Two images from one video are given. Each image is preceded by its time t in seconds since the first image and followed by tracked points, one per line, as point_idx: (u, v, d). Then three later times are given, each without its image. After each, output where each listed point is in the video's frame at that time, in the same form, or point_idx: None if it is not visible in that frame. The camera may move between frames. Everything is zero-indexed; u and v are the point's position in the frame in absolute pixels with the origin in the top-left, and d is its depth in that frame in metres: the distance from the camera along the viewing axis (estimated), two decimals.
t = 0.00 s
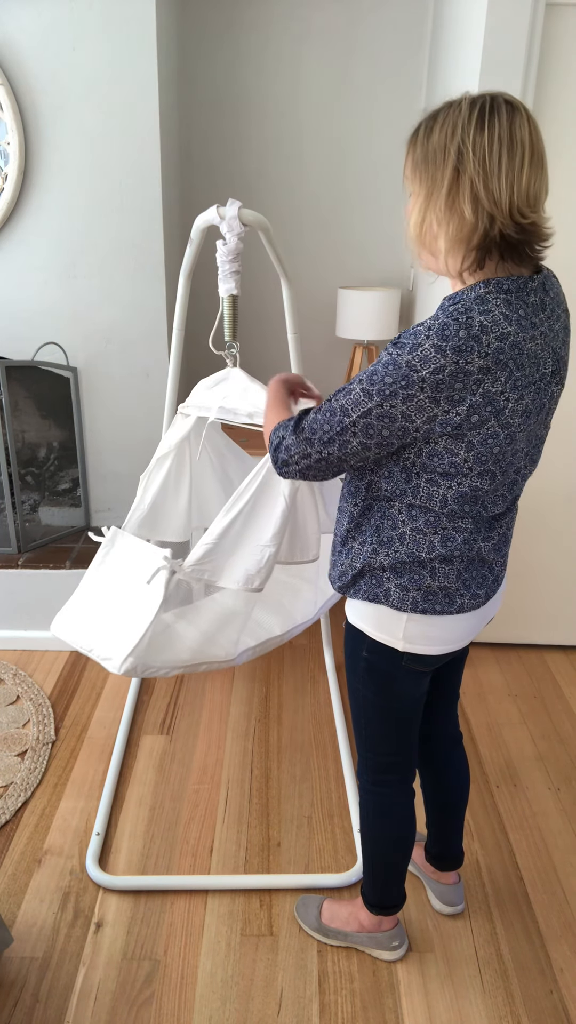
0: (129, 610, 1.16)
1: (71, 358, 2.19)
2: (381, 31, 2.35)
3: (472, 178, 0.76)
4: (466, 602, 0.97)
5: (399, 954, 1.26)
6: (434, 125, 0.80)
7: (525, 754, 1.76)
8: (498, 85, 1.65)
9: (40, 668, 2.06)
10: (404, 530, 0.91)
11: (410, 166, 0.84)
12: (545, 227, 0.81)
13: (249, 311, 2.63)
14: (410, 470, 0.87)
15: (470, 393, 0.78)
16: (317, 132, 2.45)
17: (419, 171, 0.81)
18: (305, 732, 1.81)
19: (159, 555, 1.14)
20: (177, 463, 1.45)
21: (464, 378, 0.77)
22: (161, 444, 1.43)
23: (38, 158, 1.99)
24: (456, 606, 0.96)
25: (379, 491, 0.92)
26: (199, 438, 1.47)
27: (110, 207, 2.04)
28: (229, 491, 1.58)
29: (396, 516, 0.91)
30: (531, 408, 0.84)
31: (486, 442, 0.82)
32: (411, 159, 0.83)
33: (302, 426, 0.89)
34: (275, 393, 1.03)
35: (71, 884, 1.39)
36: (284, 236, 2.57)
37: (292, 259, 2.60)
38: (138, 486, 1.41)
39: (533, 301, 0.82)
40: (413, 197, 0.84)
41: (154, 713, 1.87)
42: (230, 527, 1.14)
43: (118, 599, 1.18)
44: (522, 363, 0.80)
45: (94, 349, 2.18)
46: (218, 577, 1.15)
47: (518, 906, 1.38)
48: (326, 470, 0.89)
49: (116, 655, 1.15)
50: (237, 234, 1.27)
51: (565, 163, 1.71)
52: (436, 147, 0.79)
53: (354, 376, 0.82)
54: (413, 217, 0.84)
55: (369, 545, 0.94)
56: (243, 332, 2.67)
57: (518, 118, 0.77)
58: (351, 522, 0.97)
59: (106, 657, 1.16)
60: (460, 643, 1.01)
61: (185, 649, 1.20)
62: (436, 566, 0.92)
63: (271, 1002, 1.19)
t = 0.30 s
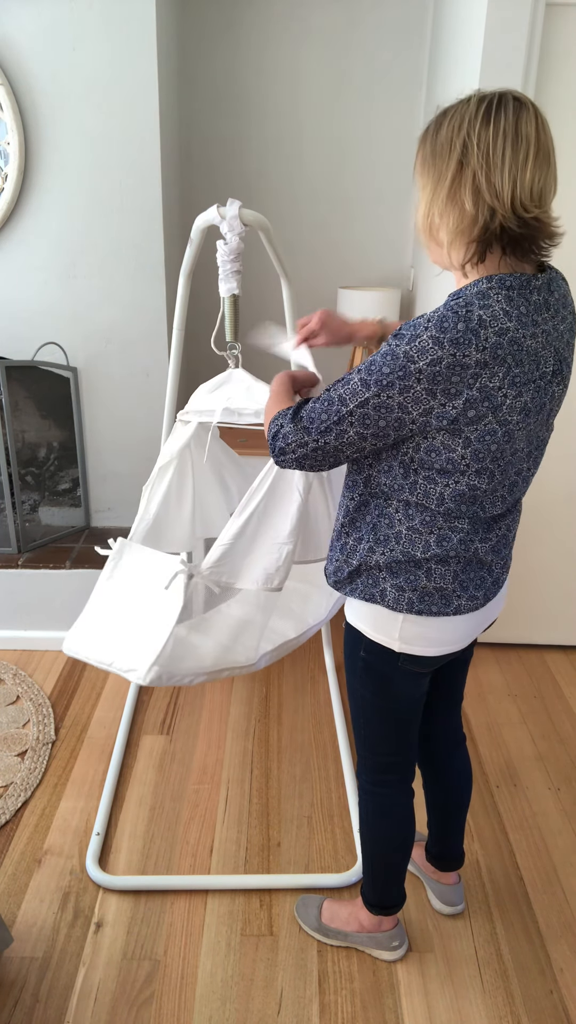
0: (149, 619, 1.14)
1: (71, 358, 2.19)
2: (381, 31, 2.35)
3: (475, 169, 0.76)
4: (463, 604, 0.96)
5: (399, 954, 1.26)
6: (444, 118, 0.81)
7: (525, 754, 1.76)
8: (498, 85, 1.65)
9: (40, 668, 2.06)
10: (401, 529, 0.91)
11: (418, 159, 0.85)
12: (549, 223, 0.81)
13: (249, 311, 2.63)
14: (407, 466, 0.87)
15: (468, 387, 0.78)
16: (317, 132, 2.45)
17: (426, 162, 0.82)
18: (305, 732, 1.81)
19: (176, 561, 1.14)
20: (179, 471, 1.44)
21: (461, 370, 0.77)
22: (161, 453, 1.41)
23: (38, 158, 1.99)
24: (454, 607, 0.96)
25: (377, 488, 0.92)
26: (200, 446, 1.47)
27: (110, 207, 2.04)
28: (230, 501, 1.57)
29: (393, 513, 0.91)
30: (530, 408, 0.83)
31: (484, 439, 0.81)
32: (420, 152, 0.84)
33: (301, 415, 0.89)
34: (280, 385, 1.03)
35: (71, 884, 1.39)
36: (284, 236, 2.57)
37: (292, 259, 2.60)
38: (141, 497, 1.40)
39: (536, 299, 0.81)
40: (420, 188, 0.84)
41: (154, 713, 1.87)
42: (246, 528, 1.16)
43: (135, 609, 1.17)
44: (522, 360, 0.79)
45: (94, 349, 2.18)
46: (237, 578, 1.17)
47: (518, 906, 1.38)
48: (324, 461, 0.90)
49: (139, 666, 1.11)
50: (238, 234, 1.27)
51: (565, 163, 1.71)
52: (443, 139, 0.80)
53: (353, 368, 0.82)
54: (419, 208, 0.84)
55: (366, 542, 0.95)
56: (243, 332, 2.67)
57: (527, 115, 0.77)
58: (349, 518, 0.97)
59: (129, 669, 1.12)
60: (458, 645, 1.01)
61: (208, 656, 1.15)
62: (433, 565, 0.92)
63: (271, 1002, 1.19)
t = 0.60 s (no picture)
0: (156, 621, 1.15)
1: (71, 358, 2.19)
2: (381, 31, 2.35)
3: (480, 169, 0.77)
4: (469, 604, 0.97)
5: (399, 954, 1.26)
6: (450, 118, 0.81)
7: (525, 753, 1.76)
8: (497, 85, 1.65)
9: (39, 668, 2.06)
10: (408, 531, 0.91)
11: (423, 158, 0.85)
12: (553, 224, 0.81)
13: (249, 311, 2.63)
14: (416, 466, 0.87)
15: (477, 384, 0.78)
16: (317, 132, 2.45)
17: (431, 162, 0.82)
18: (305, 732, 1.81)
19: (180, 562, 1.14)
20: (180, 473, 1.44)
21: (471, 367, 0.77)
22: (162, 457, 1.41)
23: (38, 158, 1.99)
24: (460, 607, 0.96)
25: (384, 489, 0.92)
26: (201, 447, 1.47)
27: (110, 207, 2.04)
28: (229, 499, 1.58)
29: (401, 514, 0.91)
30: (535, 404, 0.84)
31: (492, 436, 0.82)
32: (426, 152, 0.84)
33: (310, 416, 0.88)
34: (265, 386, 1.03)
35: (71, 884, 1.39)
36: (284, 236, 2.57)
37: (292, 259, 2.60)
38: (143, 502, 1.38)
39: (538, 298, 0.82)
40: (425, 187, 0.84)
41: (154, 713, 1.87)
42: (250, 527, 1.15)
43: (142, 610, 1.18)
44: (529, 357, 0.80)
45: (95, 349, 2.18)
46: (243, 578, 1.17)
47: (518, 906, 1.38)
48: (332, 462, 0.89)
49: (148, 668, 1.13)
50: (238, 234, 1.27)
51: (565, 162, 1.71)
52: (448, 139, 0.80)
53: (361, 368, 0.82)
54: (424, 208, 0.85)
55: (373, 543, 0.94)
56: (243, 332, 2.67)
57: (531, 116, 0.77)
58: (353, 520, 0.96)
59: (138, 670, 1.14)
60: (461, 645, 1.01)
61: (216, 657, 1.17)
62: (439, 565, 0.92)
63: (271, 1002, 1.19)
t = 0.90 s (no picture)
0: (153, 614, 1.16)
1: (71, 358, 2.19)
2: (381, 31, 2.35)
3: (482, 168, 0.77)
4: (472, 602, 0.96)
5: (399, 954, 1.26)
6: (451, 119, 0.81)
7: (525, 753, 1.76)
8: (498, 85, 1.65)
9: (39, 668, 2.06)
10: (412, 528, 0.91)
11: (426, 159, 0.85)
12: (554, 221, 0.81)
13: (249, 311, 2.63)
14: (417, 461, 0.87)
15: (476, 375, 0.78)
16: (317, 132, 2.45)
17: (435, 163, 0.82)
18: (305, 733, 1.81)
19: (178, 556, 1.14)
20: (182, 469, 1.44)
21: (468, 358, 0.78)
22: (164, 450, 1.38)
23: (38, 158, 1.99)
24: (464, 605, 0.96)
25: (386, 487, 0.92)
26: (202, 443, 1.46)
27: (109, 207, 2.04)
28: (232, 495, 1.57)
29: (403, 510, 0.91)
30: (536, 399, 0.84)
31: (492, 429, 0.81)
32: (429, 153, 0.84)
33: (312, 410, 0.89)
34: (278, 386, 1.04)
35: (71, 884, 1.39)
36: (284, 236, 2.57)
37: (292, 258, 2.60)
38: (145, 496, 1.36)
39: (537, 295, 0.83)
40: (428, 187, 0.84)
41: (154, 713, 1.87)
42: (247, 524, 1.14)
43: (140, 603, 1.18)
44: (528, 350, 0.80)
45: (94, 349, 2.18)
46: (239, 574, 1.17)
47: (518, 906, 1.38)
48: (335, 456, 0.89)
49: (142, 661, 1.13)
50: (238, 234, 1.27)
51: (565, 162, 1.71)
52: (450, 139, 0.80)
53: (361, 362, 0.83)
54: (428, 209, 0.85)
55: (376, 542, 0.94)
56: (243, 331, 2.67)
57: (532, 114, 0.77)
58: (356, 519, 0.96)
59: (132, 663, 1.14)
60: (464, 644, 1.01)
61: (210, 652, 1.18)
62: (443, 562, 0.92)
63: (271, 1002, 1.19)
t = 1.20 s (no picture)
0: (135, 613, 1.15)
1: (71, 358, 2.19)
2: (381, 31, 2.35)
3: (484, 169, 0.77)
4: (469, 600, 0.96)
5: (399, 954, 1.26)
6: (453, 119, 0.81)
7: (525, 753, 1.76)
8: (497, 85, 1.65)
9: (39, 668, 2.06)
10: (407, 524, 0.91)
11: (427, 159, 0.85)
12: (555, 222, 0.82)
13: (249, 311, 2.63)
14: (410, 457, 0.87)
15: (466, 369, 0.78)
16: (316, 132, 2.45)
17: (436, 163, 0.82)
18: (305, 733, 1.81)
19: (164, 556, 1.14)
20: (177, 464, 1.46)
21: (458, 353, 0.77)
22: (161, 443, 1.44)
23: (38, 158, 1.99)
24: (461, 603, 0.96)
25: (383, 484, 0.92)
26: (199, 437, 1.47)
27: (109, 207, 2.04)
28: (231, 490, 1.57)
29: (399, 506, 0.91)
30: (530, 396, 0.83)
31: (483, 423, 0.81)
32: (431, 153, 0.84)
33: (311, 417, 0.90)
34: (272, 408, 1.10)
35: (71, 884, 1.39)
36: (284, 236, 2.57)
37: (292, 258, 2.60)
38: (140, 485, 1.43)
39: (532, 292, 0.83)
40: (429, 188, 0.84)
41: (154, 713, 1.87)
42: (234, 528, 1.14)
43: (124, 601, 1.17)
44: (519, 345, 0.80)
45: (94, 349, 2.18)
46: (223, 576, 1.16)
47: (518, 906, 1.38)
48: (336, 462, 0.90)
49: (123, 658, 1.14)
50: (237, 234, 1.27)
51: (565, 162, 1.71)
52: (452, 139, 0.80)
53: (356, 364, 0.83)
54: (429, 208, 0.85)
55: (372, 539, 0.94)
56: (243, 331, 2.67)
57: (533, 115, 0.77)
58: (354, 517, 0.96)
59: (113, 659, 1.15)
60: (460, 642, 1.01)
61: (192, 649, 1.17)
62: (439, 558, 0.92)
63: (271, 1002, 1.19)
